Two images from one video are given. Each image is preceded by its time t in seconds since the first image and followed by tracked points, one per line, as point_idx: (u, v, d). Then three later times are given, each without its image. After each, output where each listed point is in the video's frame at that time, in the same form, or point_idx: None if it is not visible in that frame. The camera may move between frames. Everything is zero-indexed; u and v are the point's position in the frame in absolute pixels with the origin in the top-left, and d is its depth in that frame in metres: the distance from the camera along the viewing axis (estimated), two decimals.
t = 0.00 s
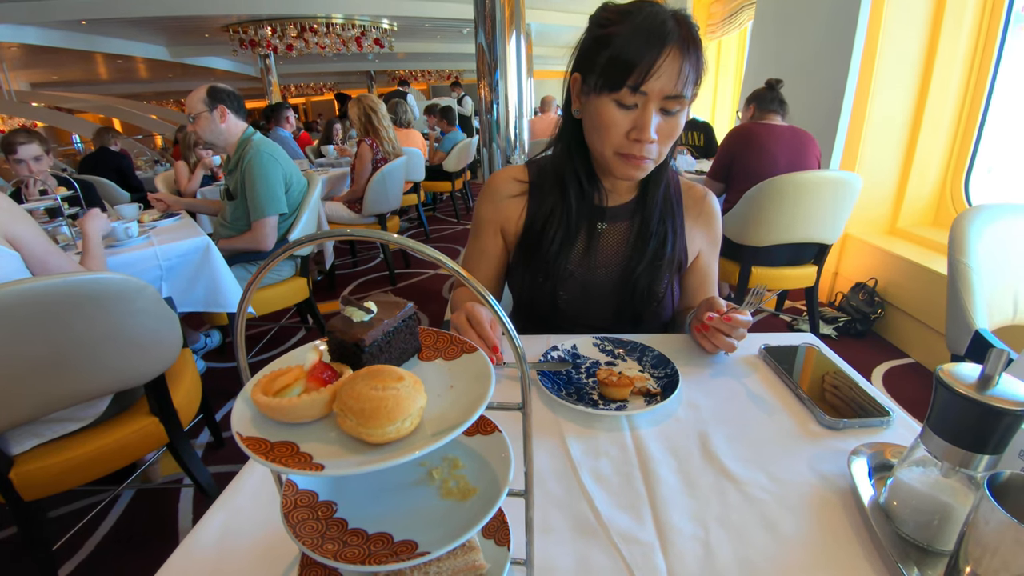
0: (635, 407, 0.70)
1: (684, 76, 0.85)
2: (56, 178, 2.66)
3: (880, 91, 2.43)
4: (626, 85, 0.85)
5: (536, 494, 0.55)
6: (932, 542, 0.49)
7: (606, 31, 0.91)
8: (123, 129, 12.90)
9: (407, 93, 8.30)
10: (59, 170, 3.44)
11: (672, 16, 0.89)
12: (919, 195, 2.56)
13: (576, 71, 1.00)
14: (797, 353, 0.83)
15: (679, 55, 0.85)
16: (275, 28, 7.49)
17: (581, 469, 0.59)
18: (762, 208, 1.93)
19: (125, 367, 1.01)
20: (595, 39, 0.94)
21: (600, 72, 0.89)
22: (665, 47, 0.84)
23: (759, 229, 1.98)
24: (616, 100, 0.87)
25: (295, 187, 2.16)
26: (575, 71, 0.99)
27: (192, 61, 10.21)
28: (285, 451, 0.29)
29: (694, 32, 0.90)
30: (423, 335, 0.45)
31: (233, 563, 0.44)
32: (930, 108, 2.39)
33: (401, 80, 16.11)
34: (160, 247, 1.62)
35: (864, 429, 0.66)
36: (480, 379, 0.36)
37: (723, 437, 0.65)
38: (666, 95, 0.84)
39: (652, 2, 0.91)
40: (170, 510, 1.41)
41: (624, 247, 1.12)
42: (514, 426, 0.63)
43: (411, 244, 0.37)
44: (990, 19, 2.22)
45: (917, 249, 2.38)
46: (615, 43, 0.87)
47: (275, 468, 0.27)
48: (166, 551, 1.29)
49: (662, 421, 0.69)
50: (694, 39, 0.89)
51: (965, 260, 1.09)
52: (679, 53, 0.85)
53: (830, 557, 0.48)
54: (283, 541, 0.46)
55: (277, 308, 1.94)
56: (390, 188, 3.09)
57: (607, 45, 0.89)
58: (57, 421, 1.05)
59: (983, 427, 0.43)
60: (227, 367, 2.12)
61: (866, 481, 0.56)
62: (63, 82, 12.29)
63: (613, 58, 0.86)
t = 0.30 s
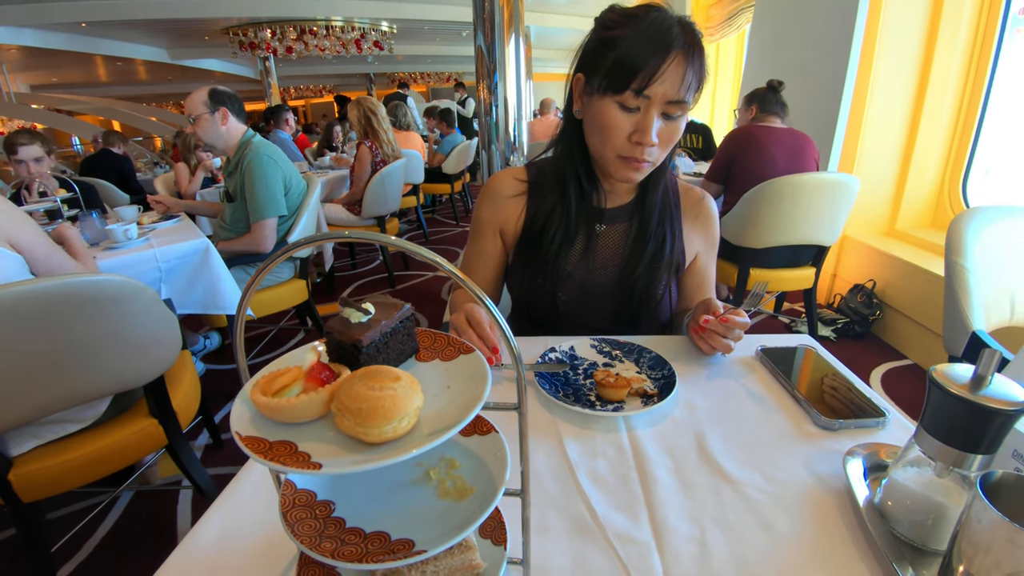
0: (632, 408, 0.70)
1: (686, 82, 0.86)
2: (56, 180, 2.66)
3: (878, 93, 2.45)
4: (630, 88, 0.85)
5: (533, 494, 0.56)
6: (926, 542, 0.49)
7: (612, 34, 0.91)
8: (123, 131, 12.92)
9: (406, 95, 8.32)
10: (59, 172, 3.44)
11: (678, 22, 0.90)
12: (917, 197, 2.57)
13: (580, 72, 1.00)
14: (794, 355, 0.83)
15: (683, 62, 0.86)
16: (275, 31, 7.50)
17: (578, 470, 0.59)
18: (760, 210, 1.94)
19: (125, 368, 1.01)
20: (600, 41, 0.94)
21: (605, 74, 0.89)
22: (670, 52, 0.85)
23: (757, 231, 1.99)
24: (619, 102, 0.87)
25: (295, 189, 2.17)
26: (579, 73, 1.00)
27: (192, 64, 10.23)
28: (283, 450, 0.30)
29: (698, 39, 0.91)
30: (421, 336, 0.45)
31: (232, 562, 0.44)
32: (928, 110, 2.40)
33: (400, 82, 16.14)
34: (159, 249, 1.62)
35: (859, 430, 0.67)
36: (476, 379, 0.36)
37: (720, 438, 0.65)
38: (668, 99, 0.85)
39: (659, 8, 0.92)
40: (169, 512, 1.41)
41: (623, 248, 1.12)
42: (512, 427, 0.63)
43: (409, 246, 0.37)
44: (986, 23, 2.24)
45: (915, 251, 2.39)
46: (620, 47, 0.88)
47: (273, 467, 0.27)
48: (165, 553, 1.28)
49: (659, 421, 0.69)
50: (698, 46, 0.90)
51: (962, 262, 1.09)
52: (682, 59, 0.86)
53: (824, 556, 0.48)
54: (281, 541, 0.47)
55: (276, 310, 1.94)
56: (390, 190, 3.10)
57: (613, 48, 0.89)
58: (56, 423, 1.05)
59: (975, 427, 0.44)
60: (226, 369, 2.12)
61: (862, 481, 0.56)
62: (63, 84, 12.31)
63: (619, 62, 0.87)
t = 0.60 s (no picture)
0: (631, 411, 0.70)
1: (689, 86, 0.86)
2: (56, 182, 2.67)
3: (877, 96, 2.45)
4: (633, 90, 0.85)
5: (532, 496, 0.56)
6: (926, 544, 0.49)
7: (616, 37, 0.92)
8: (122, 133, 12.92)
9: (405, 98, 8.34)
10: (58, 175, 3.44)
11: (681, 26, 0.90)
12: (916, 199, 2.57)
13: (583, 74, 1.00)
14: (794, 356, 0.83)
15: (685, 66, 0.86)
16: (275, 33, 7.53)
17: (578, 472, 0.59)
18: (759, 212, 1.94)
19: (124, 370, 1.01)
20: (604, 44, 0.94)
21: (609, 76, 0.90)
22: (673, 56, 0.85)
23: (757, 233, 1.99)
24: (622, 105, 0.87)
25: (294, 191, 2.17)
26: (582, 75, 1.00)
27: (192, 66, 10.25)
28: (281, 453, 0.30)
29: (701, 43, 0.91)
30: (420, 338, 0.45)
31: (231, 563, 0.44)
32: (927, 113, 2.41)
33: (399, 84, 16.18)
34: (158, 251, 1.62)
35: (859, 432, 0.67)
36: (475, 382, 0.36)
37: (719, 440, 0.65)
38: (671, 102, 0.85)
39: (663, 12, 0.92)
40: (168, 515, 1.40)
41: (623, 251, 1.12)
42: (511, 429, 0.63)
43: (409, 248, 0.37)
44: (985, 26, 2.25)
45: (914, 253, 2.39)
46: (624, 49, 0.88)
47: (271, 470, 0.27)
48: (163, 555, 1.28)
49: (658, 424, 0.69)
50: (701, 51, 0.90)
51: (961, 263, 1.10)
52: (685, 63, 0.86)
53: (824, 558, 0.48)
54: (280, 543, 0.47)
55: (276, 312, 1.94)
56: (389, 192, 3.10)
57: (616, 50, 0.90)
58: (54, 425, 1.05)
59: (975, 431, 0.44)
60: (225, 370, 2.12)
61: (861, 484, 0.56)
62: (62, 86, 12.31)
63: (622, 64, 0.87)
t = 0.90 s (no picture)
0: (631, 412, 0.70)
1: (688, 84, 0.86)
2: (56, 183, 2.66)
3: (877, 96, 2.45)
4: (632, 89, 0.85)
5: (532, 497, 0.55)
6: (927, 546, 0.49)
7: (615, 36, 0.92)
8: (122, 133, 12.91)
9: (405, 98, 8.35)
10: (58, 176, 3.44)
11: (680, 25, 0.90)
12: (915, 199, 2.57)
13: (582, 74, 1.00)
14: (794, 357, 0.83)
15: (684, 65, 0.86)
16: (274, 33, 7.52)
17: (578, 473, 0.59)
18: (759, 212, 1.94)
19: (123, 370, 1.01)
20: (603, 43, 0.94)
21: (608, 76, 0.90)
22: (672, 55, 0.85)
23: (757, 233, 1.99)
24: (622, 104, 0.87)
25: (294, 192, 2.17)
26: (581, 75, 1.00)
27: (192, 66, 10.24)
28: (281, 455, 0.30)
29: (700, 42, 0.91)
30: (420, 339, 0.45)
31: (230, 564, 0.44)
32: (926, 113, 2.41)
33: (399, 84, 16.19)
34: (157, 251, 1.62)
35: (860, 433, 0.66)
36: (475, 384, 0.36)
37: (720, 441, 0.65)
38: (670, 101, 0.85)
39: (662, 11, 0.92)
40: (167, 515, 1.40)
41: (623, 251, 1.12)
42: (512, 431, 0.63)
43: (409, 250, 0.37)
44: (984, 26, 2.25)
45: (914, 254, 2.39)
46: (623, 48, 0.88)
47: (271, 473, 0.27)
48: (162, 556, 1.28)
49: (659, 425, 0.69)
50: (700, 50, 0.90)
51: (961, 264, 1.10)
52: (684, 62, 0.86)
53: (825, 559, 0.48)
54: (280, 544, 0.46)
55: (275, 313, 1.94)
56: (388, 193, 3.10)
57: (615, 50, 0.90)
58: (53, 426, 1.05)
59: (977, 432, 0.43)
60: (225, 371, 2.11)
61: (863, 485, 0.56)
62: (61, 86, 12.30)
63: (621, 63, 0.87)
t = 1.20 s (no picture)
0: (630, 411, 0.71)
1: (683, 84, 0.87)
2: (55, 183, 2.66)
3: (874, 96, 2.46)
4: (627, 90, 0.86)
5: (531, 496, 0.56)
6: (923, 543, 0.49)
7: (609, 37, 0.92)
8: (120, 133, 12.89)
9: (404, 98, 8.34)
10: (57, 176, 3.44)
11: (674, 26, 0.90)
12: (913, 199, 2.58)
13: (578, 76, 1.01)
14: (792, 357, 0.84)
15: (678, 64, 0.86)
16: (273, 33, 7.52)
17: (577, 472, 0.59)
18: (757, 213, 1.95)
19: (124, 370, 1.01)
20: (598, 45, 0.95)
21: (603, 77, 0.90)
22: (667, 55, 0.86)
23: (755, 233, 2.00)
24: (617, 105, 0.87)
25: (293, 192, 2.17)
26: (577, 76, 1.00)
27: (191, 66, 10.23)
28: (284, 453, 0.30)
29: (694, 42, 0.91)
30: (420, 338, 0.45)
31: (232, 563, 0.45)
32: (924, 114, 2.42)
33: (397, 84, 16.19)
34: (156, 251, 1.62)
35: (857, 432, 0.67)
36: (476, 382, 0.36)
37: (718, 440, 0.65)
38: (665, 101, 0.85)
39: (656, 13, 0.93)
40: (167, 515, 1.40)
41: (621, 251, 1.13)
42: (511, 429, 0.64)
43: (410, 250, 0.37)
44: (982, 27, 2.26)
45: (912, 254, 2.40)
46: (617, 49, 0.89)
47: (275, 470, 0.28)
48: (162, 556, 1.28)
49: (657, 424, 0.69)
50: (695, 50, 0.90)
51: (958, 265, 1.10)
52: (679, 62, 0.87)
53: (821, 556, 0.49)
54: (281, 544, 0.47)
55: (275, 313, 1.94)
56: (388, 193, 3.10)
57: (610, 50, 0.90)
58: (53, 426, 1.05)
59: (971, 431, 0.44)
60: (224, 371, 2.12)
61: (859, 483, 0.57)
62: (60, 85, 12.28)
63: (616, 64, 0.88)
